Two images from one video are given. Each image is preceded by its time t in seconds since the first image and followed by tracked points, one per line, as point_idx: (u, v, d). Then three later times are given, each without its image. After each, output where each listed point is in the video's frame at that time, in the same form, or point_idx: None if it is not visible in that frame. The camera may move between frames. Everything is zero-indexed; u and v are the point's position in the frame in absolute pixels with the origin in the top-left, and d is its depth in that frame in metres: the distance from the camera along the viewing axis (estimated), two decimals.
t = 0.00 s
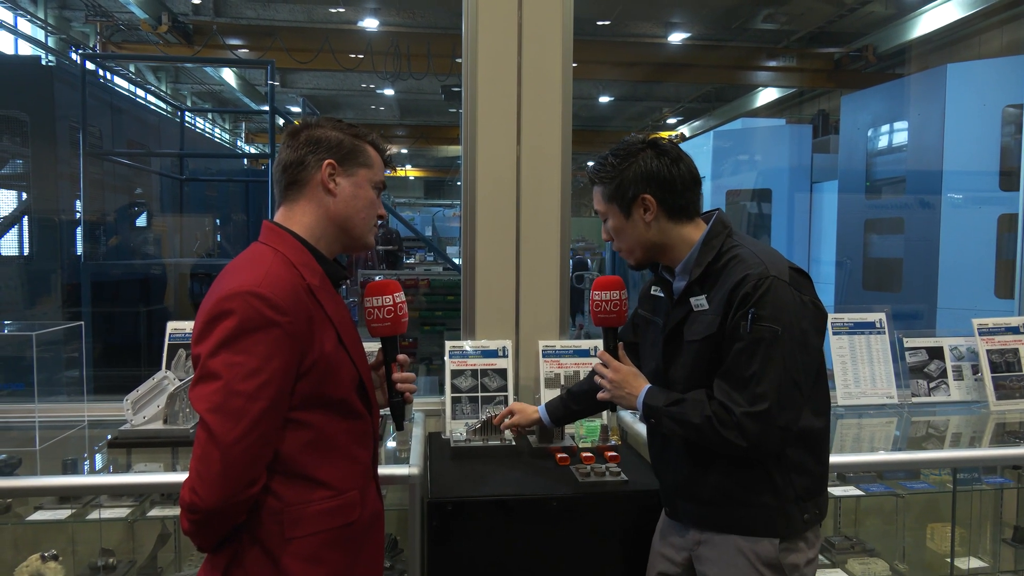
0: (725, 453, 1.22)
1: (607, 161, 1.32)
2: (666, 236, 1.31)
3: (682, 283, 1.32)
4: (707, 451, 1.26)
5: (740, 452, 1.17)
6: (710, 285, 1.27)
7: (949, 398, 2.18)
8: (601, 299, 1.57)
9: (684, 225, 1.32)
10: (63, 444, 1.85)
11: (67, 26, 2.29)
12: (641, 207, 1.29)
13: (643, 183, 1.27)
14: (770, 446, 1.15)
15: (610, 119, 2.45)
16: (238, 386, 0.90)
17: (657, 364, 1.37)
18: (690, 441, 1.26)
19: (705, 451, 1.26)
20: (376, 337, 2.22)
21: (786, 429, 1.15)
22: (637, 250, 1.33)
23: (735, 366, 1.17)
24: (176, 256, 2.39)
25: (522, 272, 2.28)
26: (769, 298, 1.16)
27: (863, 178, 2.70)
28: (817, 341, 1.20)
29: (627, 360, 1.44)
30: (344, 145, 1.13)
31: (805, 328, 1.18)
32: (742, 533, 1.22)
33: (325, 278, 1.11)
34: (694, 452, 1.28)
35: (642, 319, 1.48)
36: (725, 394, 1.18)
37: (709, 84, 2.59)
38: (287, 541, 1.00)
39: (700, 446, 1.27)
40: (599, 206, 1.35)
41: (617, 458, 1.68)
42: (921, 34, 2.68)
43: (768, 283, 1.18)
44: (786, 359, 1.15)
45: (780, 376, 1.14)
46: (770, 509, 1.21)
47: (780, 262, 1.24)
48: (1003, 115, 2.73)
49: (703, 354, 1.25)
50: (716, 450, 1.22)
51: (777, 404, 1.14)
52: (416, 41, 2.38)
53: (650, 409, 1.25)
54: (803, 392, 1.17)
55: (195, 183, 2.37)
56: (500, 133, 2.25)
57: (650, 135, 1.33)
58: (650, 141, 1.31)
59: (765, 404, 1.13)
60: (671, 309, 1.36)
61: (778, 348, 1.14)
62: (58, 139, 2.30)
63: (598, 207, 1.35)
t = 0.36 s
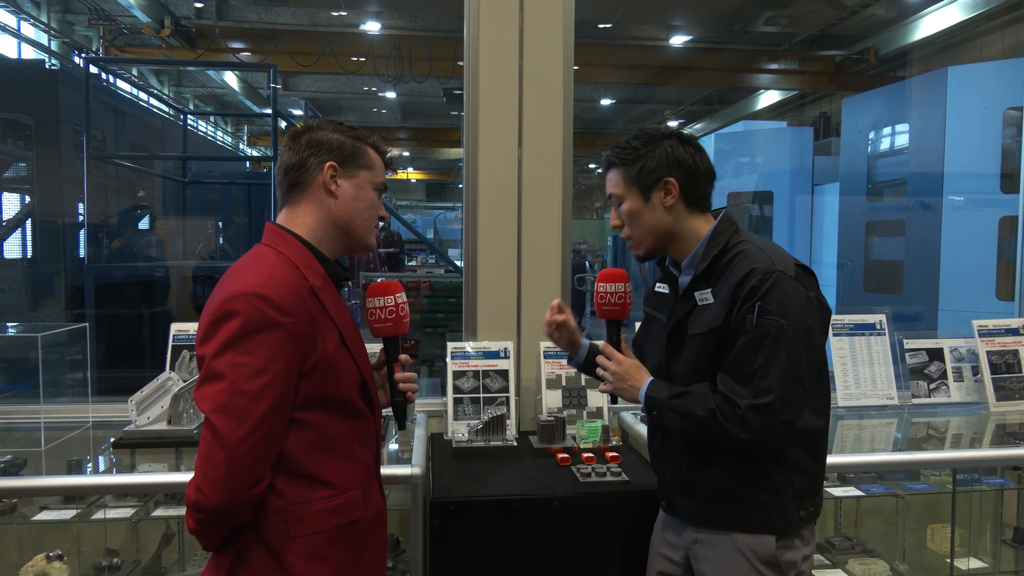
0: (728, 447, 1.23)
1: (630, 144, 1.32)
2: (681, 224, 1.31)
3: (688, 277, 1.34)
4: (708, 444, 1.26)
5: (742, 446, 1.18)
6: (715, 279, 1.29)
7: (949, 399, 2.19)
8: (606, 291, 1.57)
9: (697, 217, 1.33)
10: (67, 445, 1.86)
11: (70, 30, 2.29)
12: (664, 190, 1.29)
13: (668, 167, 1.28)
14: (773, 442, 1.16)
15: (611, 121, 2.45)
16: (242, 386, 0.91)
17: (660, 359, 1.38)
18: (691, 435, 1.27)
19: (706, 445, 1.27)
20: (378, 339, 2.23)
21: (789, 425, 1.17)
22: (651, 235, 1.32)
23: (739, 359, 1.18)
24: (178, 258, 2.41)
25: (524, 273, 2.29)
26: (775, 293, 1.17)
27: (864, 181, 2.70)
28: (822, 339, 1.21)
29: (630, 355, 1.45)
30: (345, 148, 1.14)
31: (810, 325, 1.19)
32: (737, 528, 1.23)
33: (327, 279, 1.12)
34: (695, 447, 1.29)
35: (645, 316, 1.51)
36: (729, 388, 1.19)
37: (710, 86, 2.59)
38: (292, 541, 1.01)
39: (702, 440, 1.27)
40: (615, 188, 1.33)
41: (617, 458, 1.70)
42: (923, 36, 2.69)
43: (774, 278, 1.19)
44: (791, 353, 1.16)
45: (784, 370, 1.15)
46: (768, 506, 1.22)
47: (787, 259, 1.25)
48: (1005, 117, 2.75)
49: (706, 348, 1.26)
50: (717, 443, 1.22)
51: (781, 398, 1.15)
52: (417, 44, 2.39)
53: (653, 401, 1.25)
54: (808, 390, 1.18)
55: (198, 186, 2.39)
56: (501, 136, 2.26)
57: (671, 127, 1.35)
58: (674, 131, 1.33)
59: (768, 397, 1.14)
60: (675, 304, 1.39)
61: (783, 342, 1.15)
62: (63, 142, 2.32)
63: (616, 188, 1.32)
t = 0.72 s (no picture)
0: (728, 437, 1.24)
1: (672, 127, 1.31)
2: (715, 211, 1.33)
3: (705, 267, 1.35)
4: (707, 431, 1.27)
5: (746, 438, 1.19)
6: (733, 272, 1.30)
7: (947, 399, 2.20)
8: (623, 273, 1.56)
9: (726, 207, 1.35)
10: (68, 447, 1.86)
11: (70, 33, 2.29)
12: (706, 174, 1.30)
13: (711, 152, 1.30)
14: (777, 436, 1.17)
15: (611, 123, 2.44)
16: (248, 387, 0.92)
17: (666, 347, 1.39)
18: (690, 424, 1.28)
19: (705, 432, 1.28)
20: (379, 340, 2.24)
21: (794, 422, 1.17)
22: (687, 219, 1.32)
23: (753, 352, 1.18)
24: (178, 261, 2.41)
25: (525, 274, 2.30)
26: (797, 290, 1.18)
27: (863, 181, 2.71)
28: (835, 340, 1.22)
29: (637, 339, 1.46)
30: (348, 150, 1.15)
31: (825, 325, 1.20)
32: (726, 521, 1.25)
33: (331, 281, 1.13)
34: (694, 436, 1.30)
35: (651, 304, 1.54)
36: (739, 379, 1.19)
37: (710, 87, 2.61)
38: (297, 540, 1.01)
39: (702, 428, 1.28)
40: (653, 168, 1.31)
41: (617, 459, 1.71)
42: (921, 37, 2.71)
43: (798, 276, 1.20)
44: (805, 352, 1.17)
45: (796, 366, 1.16)
46: (757, 500, 1.23)
47: (808, 261, 1.26)
48: (1002, 118, 2.76)
49: (717, 338, 1.27)
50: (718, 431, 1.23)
51: (790, 393, 1.16)
52: (417, 46, 2.40)
53: (659, 387, 1.25)
54: (816, 389, 1.19)
55: (199, 188, 2.39)
56: (502, 138, 2.27)
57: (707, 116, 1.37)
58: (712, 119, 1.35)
59: (779, 392, 1.16)
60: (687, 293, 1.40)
61: (798, 339, 1.16)
62: (64, 145, 2.32)
63: (656, 167, 1.31)
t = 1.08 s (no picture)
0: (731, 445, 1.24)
1: (669, 136, 1.33)
2: (713, 219, 1.34)
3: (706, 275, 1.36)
4: (708, 437, 1.28)
5: (750, 446, 1.19)
6: (734, 280, 1.31)
7: (944, 404, 2.21)
8: (624, 282, 1.58)
9: (726, 215, 1.36)
10: (67, 455, 1.87)
11: (69, 41, 2.31)
12: (703, 182, 1.32)
13: (709, 160, 1.31)
14: (780, 444, 1.18)
15: (609, 130, 2.47)
16: (248, 394, 0.93)
17: (669, 355, 1.40)
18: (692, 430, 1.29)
19: (707, 438, 1.29)
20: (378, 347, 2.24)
21: (797, 430, 1.18)
22: (685, 227, 1.33)
23: (755, 360, 1.19)
24: (177, 268, 2.42)
25: (523, 281, 2.31)
26: (797, 298, 1.19)
27: (859, 188, 2.73)
28: (836, 348, 1.23)
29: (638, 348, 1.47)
30: (346, 158, 1.16)
31: (826, 333, 1.22)
32: (726, 527, 1.25)
33: (331, 287, 1.14)
34: (696, 442, 1.30)
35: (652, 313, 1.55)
36: (741, 387, 1.20)
37: (708, 95, 2.63)
38: (297, 546, 1.02)
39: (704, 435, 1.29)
40: (652, 177, 1.33)
41: (616, 465, 1.71)
42: (916, 45, 2.73)
43: (798, 284, 1.21)
44: (806, 360, 1.18)
45: (797, 375, 1.17)
46: (759, 508, 1.23)
47: (810, 269, 1.27)
48: (998, 125, 2.77)
49: (719, 346, 1.28)
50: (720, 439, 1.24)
51: (792, 402, 1.17)
52: (416, 54, 2.42)
53: (660, 395, 1.26)
54: (818, 396, 1.20)
55: (197, 196, 2.40)
56: (500, 146, 2.29)
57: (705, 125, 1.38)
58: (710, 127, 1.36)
59: (781, 400, 1.16)
60: (688, 301, 1.42)
61: (800, 348, 1.17)
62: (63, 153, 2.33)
63: (654, 177, 1.32)
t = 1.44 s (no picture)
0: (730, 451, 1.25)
1: (638, 157, 1.36)
2: (689, 234, 1.34)
3: (699, 283, 1.37)
4: (711, 445, 1.28)
5: (750, 451, 1.20)
6: (725, 287, 1.31)
7: (943, 405, 2.21)
8: (618, 297, 1.62)
9: (707, 225, 1.35)
10: (67, 457, 1.87)
11: (67, 44, 2.31)
12: (669, 202, 1.32)
13: (673, 180, 1.31)
14: (780, 448, 1.18)
15: (606, 132, 2.49)
16: (249, 396, 0.93)
17: (668, 362, 1.40)
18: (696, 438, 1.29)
19: (711, 446, 1.29)
20: (378, 350, 2.24)
21: (797, 433, 1.19)
22: (660, 246, 1.36)
23: (750, 366, 1.20)
24: (176, 271, 2.43)
25: (523, 283, 2.31)
26: (787, 301, 1.20)
27: (858, 190, 2.74)
28: (831, 348, 1.24)
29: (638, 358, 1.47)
30: (346, 160, 1.17)
31: (820, 333, 1.22)
32: (734, 532, 1.25)
33: (331, 290, 1.14)
34: (699, 449, 1.31)
35: (651, 321, 1.55)
36: (739, 394, 1.21)
37: (706, 97, 2.64)
38: (297, 548, 1.02)
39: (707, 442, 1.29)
40: (625, 201, 1.38)
41: (616, 466, 1.71)
42: (915, 47, 2.74)
43: (786, 288, 1.22)
44: (801, 363, 1.19)
45: (793, 378, 1.18)
46: (768, 511, 1.24)
47: (798, 270, 1.28)
48: (996, 127, 2.78)
49: (715, 353, 1.28)
50: (724, 446, 1.24)
51: (789, 405, 1.17)
52: (415, 56, 2.43)
53: (662, 407, 1.27)
54: (816, 398, 1.21)
55: (196, 199, 2.42)
56: (499, 149, 2.29)
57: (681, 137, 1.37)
58: (682, 141, 1.35)
59: (778, 404, 1.17)
60: (684, 309, 1.42)
61: (793, 351, 1.18)
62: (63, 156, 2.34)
63: (625, 201, 1.38)
